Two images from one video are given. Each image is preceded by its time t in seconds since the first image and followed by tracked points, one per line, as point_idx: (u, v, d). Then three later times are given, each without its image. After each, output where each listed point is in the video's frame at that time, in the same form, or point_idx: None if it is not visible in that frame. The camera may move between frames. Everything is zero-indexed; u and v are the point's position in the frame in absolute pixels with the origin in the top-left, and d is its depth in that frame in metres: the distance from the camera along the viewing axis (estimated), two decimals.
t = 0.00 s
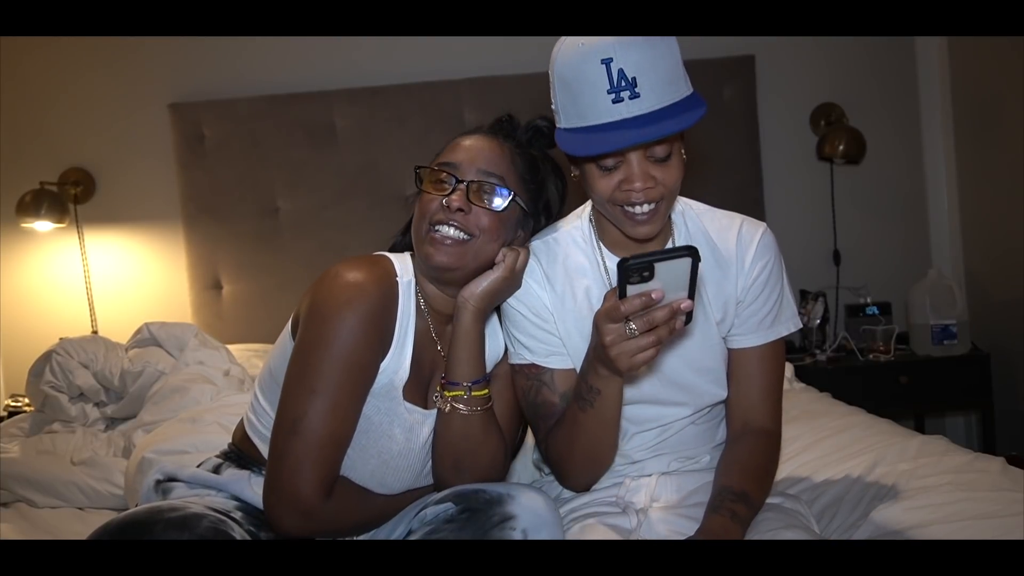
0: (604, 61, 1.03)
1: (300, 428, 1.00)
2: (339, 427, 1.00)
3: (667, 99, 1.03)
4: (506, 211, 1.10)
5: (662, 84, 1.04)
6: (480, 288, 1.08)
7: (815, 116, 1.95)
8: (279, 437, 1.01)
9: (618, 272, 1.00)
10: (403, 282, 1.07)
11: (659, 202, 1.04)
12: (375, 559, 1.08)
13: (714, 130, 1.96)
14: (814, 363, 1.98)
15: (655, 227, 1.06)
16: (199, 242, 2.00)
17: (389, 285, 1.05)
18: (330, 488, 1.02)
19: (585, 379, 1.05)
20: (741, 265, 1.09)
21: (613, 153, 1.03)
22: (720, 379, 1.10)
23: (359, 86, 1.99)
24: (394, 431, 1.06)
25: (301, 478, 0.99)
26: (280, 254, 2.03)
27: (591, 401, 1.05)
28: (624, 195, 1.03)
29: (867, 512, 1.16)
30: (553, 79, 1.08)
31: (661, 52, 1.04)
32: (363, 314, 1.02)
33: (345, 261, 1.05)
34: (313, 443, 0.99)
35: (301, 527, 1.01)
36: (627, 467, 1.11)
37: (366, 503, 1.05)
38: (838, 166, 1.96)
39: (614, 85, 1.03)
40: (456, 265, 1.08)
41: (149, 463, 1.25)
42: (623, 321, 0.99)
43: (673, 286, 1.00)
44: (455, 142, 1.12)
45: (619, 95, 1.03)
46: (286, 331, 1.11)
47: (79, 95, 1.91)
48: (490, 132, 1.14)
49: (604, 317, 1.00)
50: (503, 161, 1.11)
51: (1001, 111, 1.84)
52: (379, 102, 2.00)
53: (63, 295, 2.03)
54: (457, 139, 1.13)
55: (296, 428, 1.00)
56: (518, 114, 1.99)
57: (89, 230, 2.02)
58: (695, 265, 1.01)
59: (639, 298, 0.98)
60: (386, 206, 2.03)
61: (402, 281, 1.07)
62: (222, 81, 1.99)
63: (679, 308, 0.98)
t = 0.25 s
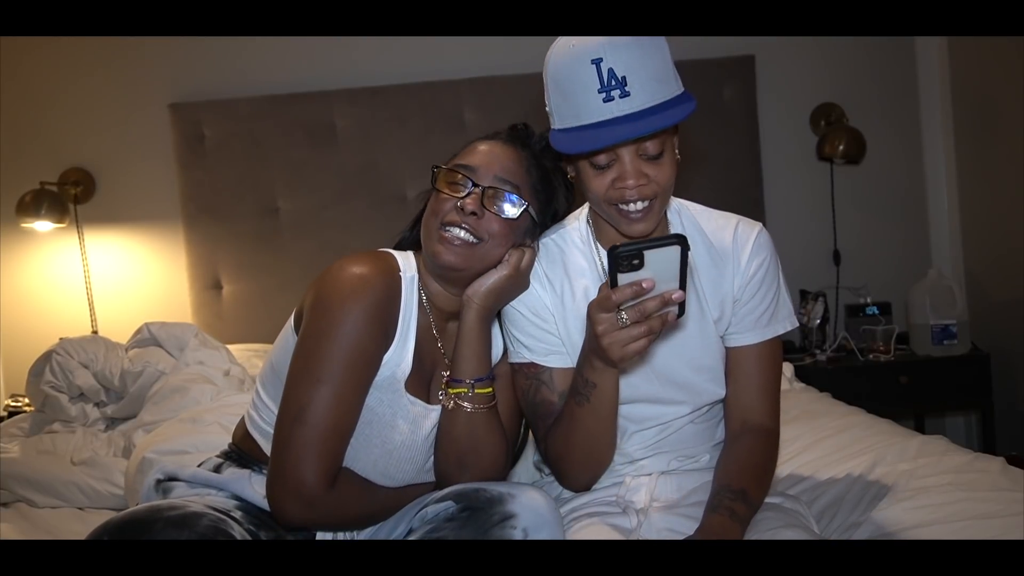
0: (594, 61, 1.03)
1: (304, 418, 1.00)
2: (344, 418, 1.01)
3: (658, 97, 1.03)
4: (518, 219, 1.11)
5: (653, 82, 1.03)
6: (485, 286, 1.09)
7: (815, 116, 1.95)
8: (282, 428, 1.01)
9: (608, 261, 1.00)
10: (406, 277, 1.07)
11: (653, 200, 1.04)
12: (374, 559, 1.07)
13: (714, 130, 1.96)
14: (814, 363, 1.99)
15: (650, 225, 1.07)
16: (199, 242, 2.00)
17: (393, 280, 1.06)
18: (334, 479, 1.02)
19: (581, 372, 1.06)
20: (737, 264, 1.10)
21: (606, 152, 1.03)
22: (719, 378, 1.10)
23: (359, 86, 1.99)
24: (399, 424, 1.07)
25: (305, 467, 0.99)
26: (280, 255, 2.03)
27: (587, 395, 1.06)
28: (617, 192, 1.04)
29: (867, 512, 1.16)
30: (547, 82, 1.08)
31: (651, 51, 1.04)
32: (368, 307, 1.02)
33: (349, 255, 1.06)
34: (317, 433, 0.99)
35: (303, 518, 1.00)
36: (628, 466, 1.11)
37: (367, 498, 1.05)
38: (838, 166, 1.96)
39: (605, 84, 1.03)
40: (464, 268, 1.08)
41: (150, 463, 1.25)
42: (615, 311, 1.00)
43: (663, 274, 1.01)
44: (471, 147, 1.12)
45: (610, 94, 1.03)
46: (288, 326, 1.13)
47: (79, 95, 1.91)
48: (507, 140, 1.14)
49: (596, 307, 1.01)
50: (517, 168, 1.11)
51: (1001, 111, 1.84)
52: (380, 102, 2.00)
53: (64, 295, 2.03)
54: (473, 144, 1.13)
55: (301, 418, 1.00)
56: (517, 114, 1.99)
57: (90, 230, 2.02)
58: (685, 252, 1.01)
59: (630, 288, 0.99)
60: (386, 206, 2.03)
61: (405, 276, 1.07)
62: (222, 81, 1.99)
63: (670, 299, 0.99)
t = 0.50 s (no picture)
0: (589, 56, 1.04)
1: (304, 413, 1.00)
2: (344, 413, 1.01)
3: (653, 92, 1.03)
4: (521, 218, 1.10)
5: (647, 78, 1.04)
6: (487, 287, 1.09)
7: (815, 116, 1.95)
8: (282, 423, 1.01)
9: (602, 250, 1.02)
10: (405, 275, 1.08)
11: (648, 194, 1.04)
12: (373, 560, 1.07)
13: (713, 130, 1.96)
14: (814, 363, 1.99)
15: (645, 218, 1.06)
16: (199, 242, 2.00)
17: (392, 277, 1.06)
18: (334, 475, 1.01)
19: (577, 367, 1.07)
20: (731, 262, 1.11)
21: (602, 144, 1.03)
22: (715, 375, 1.11)
23: (359, 86, 1.99)
24: (398, 420, 1.07)
25: (305, 462, 0.99)
26: (280, 254, 2.02)
27: (584, 389, 1.07)
28: (613, 185, 1.03)
29: (866, 511, 1.16)
30: (543, 81, 1.09)
31: (645, 49, 1.05)
32: (368, 304, 1.03)
33: (348, 253, 1.06)
34: (317, 428, 1.00)
35: (303, 514, 1.00)
36: (627, 464, 1.11)
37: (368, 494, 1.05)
38: (838, 166, 1.96)
39: (600, 78, 1.03)
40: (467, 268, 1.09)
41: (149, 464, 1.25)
42: (610, 301, 1.01)
43: (656, 263, 1.02)
44: (473, 148, 1.13)
45: (605, 88, 1.03)
46: (287, 323, 1.13)
47: (79, 95, 1.91)
48: (509, 142, 1.14)
49: (591, 297, 1.02)
50: (520, 169, 1.11)
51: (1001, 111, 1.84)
52: (380, 102, 2.00)
53: (64, 295, 2.03)
54: (475, 146, 1.13)
55: (301, 413, 1.00)
56: (517, 114, 1.99)
57: (90, 230, 2.02)
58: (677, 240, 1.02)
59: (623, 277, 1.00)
60: (386, 206, 2.03)
61: (404, 275, 1.08)
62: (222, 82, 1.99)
63: (664, 288, 1.00)
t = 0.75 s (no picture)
0: (579, 55, 1.05)
1: (304, 408, 1.00)
2: (344, 408, 1.01)
3: (644, 90, 1.03)
4: (524, 218, 1.11)
5: (638, 75, 1.04)
6: (490, 287, 1.10)
7: (815, 116, 1.95)
8: (282, 418, 1.01)
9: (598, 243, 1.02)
10: (405, 273, 1.08)
11: (643, 190, 1.04)
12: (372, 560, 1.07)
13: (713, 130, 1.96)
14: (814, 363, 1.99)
15: (640, 215, 1.07)
16: (199, 242, 2.00)
17: (392, 274, 1.07)
18: (333, 470, 1.01)
19: (574, 363, 1.07)
20: (727, 262, 1.11)
21: (595, 143, 1.03)
22: (714, 372, 1.11)
23: (359, 86, 1.99)
24: (397, 417, 1.07)
25: (305, 457, 0.99)
26: (280, 255, 2.02)
27: (582, 385, 1.07)
28: (607, 183, 1.04)
29: (865, 510, 1.16)
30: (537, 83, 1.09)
31: (635, 48, 1.05)
32: (368, 300, 1.03)
33: (348, 249, 1.06)
34: (317, 423, 0.99)
35: (303, 508, 1.00)
36: (628, 462, 1.11)
37: (368, 492, 1.05)
38: (838, 166, 1.96)
39: (591, 77, 1.03)
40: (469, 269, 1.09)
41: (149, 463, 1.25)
42: (607, 294, 1.02)
43: (653, 255, 1.01)
44: (475, 149, 1.13)
45: (596, 87, 1.03)
46: (287, 321, 1.13)
47: (80, 96, 1.91)
48: (511, 143, 1.14)
49: (589, 290, 1.03)
50: (523, 170, 1.11)
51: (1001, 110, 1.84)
52: (380, 102, 2.00)
53: (63, 295, 2.03)
54: (478, 146, 1.13)
55: (301, 408, 1.00)
56: (517, 115, 1.99)
57: (90, 230, 2.02)
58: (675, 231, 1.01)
59: (620, 270, 1.01)
60: (387, 206, 2.03)
61: (404, 272, 1.08)
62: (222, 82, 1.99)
63: (660, 282, 1.00)
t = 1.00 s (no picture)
0: (575, 55, 1.05)
1: (306, 406, 1.00)
2: (346, 407, 1.01)
3: (640, 89, 1.04)
4: (523, 215, 1.11)
5: (633, 74, 1.04)
6: (494, 288, 1.10)
7: (815, 116, 1.95)
8: (284, 416, 1.01)
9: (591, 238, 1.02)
10: (406, 272, 1.08)
11: (640, 188, 1.04)
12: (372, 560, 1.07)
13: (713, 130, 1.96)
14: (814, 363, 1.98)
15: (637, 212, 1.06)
16: (199, 242, 2.00)
17: (394, 274, 1.07)
18: (334, 468, 1.02)
19: (571, 359, 1.08)
20: (726, 261, 1.11)
21: (592, 141, 1.03)
22: (713, 371, 1.11)
23: (359, 86, 1.99)
24: (398, 416, 1.07)
25: (306, 455, 0.99)
26: (280, 255, 2.01)
27: (579, 381, 1.07)
28: (604, 180, 1.04)
29: (865, 510, 1.16)
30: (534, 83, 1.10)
31: (630, 48, 1.06)
32: (370, 300, 1.03)
33: (351, 249, 1.06)
34: (319, 421, 1.00)
35: (304, 507, 1.00)
36: (628, 461, 1.12)
37: (368, 491, 1.05)
38: (838, 166, 1.96)
39: (587, 76, 1.04)
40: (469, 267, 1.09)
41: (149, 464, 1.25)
42: (601, 290, 1.02)
43: (647, 249, 1.02)
44: (473, 148, 1.13)
45: (592, 85, 1.03)
46: (289, 321, 1.13)
47: (80, 96, 1.91)
48: (509, 143, 1.15)
49: (583, 285, 1.03)
50: (521, 168, 1.12)
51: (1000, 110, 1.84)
52: (380, 101, 2.00)
53: (63, 295, 2.03)
54: (476, 146, 1.14)
55: (302, 406, 1.00)
56: (517, 115, 1.99)
57: (90, 230, 2.02)
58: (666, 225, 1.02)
59: (614, 265, 1.01)
60: (387, 206, 2.02)
61: (406, 272, 1.08)
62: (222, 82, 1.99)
63: (654, 277, 1.01)
